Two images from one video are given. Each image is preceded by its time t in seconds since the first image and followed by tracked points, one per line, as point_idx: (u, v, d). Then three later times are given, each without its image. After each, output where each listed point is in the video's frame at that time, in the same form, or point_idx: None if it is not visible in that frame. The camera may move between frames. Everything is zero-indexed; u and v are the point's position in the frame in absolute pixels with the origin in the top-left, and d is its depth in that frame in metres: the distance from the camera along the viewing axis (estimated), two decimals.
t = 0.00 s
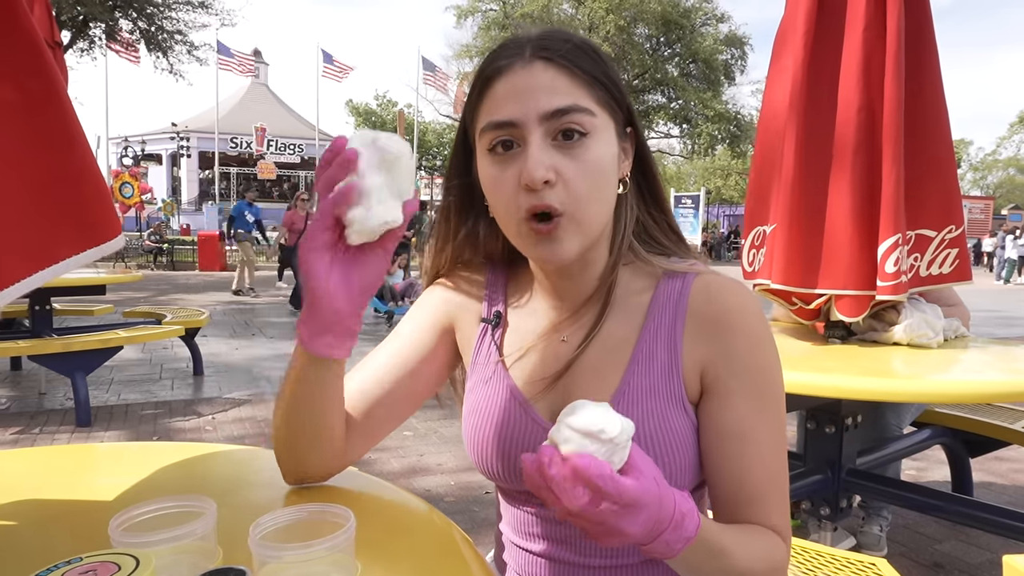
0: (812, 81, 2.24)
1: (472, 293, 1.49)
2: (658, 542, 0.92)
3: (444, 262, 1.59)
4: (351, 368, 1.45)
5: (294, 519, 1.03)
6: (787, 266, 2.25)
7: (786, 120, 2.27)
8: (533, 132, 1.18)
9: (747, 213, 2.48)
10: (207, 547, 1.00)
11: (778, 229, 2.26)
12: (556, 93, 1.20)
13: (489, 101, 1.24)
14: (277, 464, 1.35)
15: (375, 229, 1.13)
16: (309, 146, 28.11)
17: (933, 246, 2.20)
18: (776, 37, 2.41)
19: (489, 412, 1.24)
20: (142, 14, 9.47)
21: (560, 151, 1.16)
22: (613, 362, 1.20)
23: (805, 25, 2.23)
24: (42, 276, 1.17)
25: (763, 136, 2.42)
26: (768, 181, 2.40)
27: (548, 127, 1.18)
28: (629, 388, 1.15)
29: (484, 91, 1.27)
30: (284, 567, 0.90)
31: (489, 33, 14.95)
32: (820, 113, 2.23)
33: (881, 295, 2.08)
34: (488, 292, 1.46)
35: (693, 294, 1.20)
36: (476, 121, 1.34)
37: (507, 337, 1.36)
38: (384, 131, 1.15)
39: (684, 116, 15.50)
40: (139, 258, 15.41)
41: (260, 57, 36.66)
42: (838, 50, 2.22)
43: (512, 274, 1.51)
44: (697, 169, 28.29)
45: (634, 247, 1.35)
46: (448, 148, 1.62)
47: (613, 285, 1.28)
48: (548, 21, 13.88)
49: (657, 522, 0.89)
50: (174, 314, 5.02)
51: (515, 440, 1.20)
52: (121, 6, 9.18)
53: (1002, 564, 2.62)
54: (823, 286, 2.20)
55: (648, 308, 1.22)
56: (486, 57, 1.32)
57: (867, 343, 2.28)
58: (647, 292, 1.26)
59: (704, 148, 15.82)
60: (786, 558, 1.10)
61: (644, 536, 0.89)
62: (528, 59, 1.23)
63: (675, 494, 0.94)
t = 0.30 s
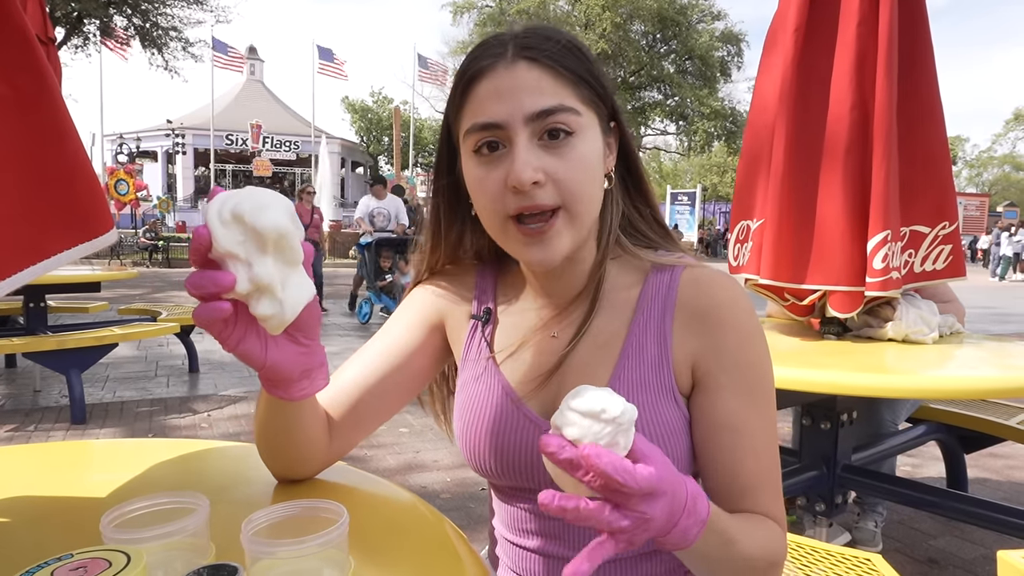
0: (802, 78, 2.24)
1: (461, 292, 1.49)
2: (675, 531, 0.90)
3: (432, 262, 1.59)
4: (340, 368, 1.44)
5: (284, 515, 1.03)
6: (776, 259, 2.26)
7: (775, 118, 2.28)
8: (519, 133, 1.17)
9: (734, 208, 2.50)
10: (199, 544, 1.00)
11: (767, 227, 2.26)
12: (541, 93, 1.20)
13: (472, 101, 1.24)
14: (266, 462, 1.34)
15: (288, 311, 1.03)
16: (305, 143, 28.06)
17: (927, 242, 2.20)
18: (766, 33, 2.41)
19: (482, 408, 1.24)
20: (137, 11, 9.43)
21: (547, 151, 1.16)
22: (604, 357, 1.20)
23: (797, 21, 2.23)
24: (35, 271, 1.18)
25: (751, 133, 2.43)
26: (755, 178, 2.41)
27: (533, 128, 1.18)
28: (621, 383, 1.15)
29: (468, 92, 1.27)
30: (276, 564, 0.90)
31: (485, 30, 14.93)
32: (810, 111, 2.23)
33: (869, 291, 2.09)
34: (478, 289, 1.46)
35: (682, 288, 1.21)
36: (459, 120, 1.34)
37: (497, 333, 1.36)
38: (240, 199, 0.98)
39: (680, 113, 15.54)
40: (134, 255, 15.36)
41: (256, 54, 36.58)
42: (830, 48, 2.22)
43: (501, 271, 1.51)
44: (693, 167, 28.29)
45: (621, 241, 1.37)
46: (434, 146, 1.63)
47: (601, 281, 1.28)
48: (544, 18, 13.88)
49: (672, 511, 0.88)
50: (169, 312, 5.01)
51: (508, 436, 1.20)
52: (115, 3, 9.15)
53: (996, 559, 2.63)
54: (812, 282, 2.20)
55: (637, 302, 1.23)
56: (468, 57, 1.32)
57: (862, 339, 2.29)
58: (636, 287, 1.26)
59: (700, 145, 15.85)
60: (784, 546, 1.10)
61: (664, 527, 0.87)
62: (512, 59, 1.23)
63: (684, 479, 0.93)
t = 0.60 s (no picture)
0: (804, 76, 2.24)
1: (461, 291, 1.49)
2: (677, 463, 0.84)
3: (432, 261, 1.59)
4: (340, 366, 1.44)
5: (283, 514, 1.03)
6: (776, 258, 2.25)
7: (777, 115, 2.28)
8: (524, 127, 1.17)
9: (730, 206, 2.50)
10: (199, 541, 1.00)
11: (767, 225, 2.26)
12: (546, 88, 1.19)
13: (476, 96, 1.24)
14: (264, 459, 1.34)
15: (287, 307, 1.03)
16: (305, 140, 28.03)
17: (926, 241, 2.20)
18: (765, 32, 2.41)
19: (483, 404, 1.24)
20: (136, 7, 9.42)
21: (552, 146, 1.16)
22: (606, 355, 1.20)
23: (799, 19, 2.22)
24: (34, 267, 1.18)
25: (750, 130, 2.41)
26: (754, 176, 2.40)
27: (537, 123, 1.18)
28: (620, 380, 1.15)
29: (472, 87, 1.27)
30: (276, 562, 0.90)
31: (485, 28, 14.91)
32: (811, 109, 2.23)
33: (872, 289, 2.08)
34: (478, 287, 1.46)
35: (683, 286, 1.21)
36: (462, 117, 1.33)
37: (498, 330, 1.36)
38: (236, 196, 0.98)
39: (680, 112, 15.54)
40: (134, 252, 15.36)
41: (256, 52, 36.55)
42: (831, 47, 2.22)
43: (501, 268, 1.51)
44: (693, 165, 28.26)
45: (624, 238, 1.36)
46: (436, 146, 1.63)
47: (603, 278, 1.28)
48: (544, 16, 13.85)
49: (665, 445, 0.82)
50: (168, 309, 5.00)
51: (509, 433, 1.20)
52: None
53: (996, 558, 2.63)
54: (813, 280, 2.20)
55: (639, 300, 1.23)
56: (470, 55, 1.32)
57: (862, 338, 2.29)
58: (638, 284, 1.26)
59: (700, 143, 15.84)
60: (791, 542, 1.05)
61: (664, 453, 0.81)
62: (516, 55, 1.23)
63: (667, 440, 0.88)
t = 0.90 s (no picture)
0: (807, 73, 2.24)
1: (463, 285, 1.49)
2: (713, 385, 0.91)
3: (433, 256, 1.59)
4: (338, 364, 1.44)
5: (281, 511, 1.03)
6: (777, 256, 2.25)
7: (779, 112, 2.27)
8: (534, 114, 1.18)
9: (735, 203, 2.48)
10: (196, 539, 1.00)
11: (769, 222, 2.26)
12: (557, 77, 1.20)
13: (488, 84, 1.25)
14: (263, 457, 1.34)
15: (286, 295, 1.03)
16: (303, 138, 28.00)
17: (924, 240, 2.20)
18: (768, 28, 2.40)
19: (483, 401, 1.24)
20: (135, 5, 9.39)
21: (561, 134, 1.16)
22: (608, 351, 1.20)
23: (798, 17, 2.22)
24: (31, 264, 1.17)
25: (751, 125, 2.39)
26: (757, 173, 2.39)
27: (548, 110, 1.18)
28: (618, 375, 1.15)
29: (484, 76, 1.28)
30: (274, 559, 0.90)
31: (484, 26, 14.89)
32: (812, 106, 2.23)
33: (880, 289, 2.08)
34: (478, 283, 1.46)
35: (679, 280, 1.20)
36: (473, 107, 1.34)
37: (497, 327, 1.36)
38: (224, 189, 0.97)
39: (679, 110, 15.41)
40: (132, 250, 15.36)
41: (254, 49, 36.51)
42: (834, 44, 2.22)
43: (502, 263, 1.52)
44: (692, 164, 28.24)
45: (627, 239, 1.37)
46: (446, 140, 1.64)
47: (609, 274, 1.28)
48: (543, 15, 13.83)
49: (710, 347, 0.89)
50: (167, 306, 5.00)
51: (508, 431, 1.19)
52: None
53: (993, 557, 2.64)
54: (814, 279, 2.21)
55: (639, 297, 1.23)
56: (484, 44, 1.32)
57: (860, 337, 2.30)
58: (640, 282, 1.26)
59: (699, 142, 15.82)
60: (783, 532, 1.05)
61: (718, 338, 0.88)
62: (530, 44, 1.23)
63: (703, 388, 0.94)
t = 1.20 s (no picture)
0: (803, 81, 2.24)
1: (462, 294, 1.49)
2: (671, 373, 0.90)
3: (431, 264, 1.59)
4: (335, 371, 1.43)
5: (279, 519, 1.03)
6: (774, 264, 2.26)
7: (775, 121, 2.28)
8: (522, 135, 1.18)
9: (734, 209, 2.50)
10: (195, 547, 0.99)
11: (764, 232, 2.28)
12: (547, 97, 1.19)
13: (480, 100, 1.25)
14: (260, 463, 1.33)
15: (283, 370, 0.98)
16: (300, 140, 27.98)
17: (920, 245, 2.20)
18: (767, 33, 2.40)
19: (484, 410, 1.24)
20: (133, 7, 9.39)
21: (550, 152, 1.16)
22: (608, 359, 1.19)
23: (794, 26, 2.24)
24: (29, 270, 1.16)
25: (751, 134, 2.44)
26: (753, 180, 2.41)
27: (537, 130, 1.18)
28: (618, 383, 1.14)
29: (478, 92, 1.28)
30: (272, 567, 0.90)
31: (481, 29, 14.90)
32: (807, 115, 2.24)
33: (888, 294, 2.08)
34: (478, 292, 1.46)
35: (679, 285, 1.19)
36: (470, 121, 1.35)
37: (498, 336, 1.36)
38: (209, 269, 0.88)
39: (675, 114, 15.44)
40: (128, 252, 15.31)
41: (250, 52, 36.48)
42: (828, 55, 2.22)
43: (501, 272, 1.52)
44: (688, 168, 28.30)
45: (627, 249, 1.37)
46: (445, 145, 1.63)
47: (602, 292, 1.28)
48: (540, 19, 13.87)
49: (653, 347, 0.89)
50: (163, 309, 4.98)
51: (509, 441, 1.19)
52: None
53: (989, 562, 2.64)
54: (810, 284, 2.21)
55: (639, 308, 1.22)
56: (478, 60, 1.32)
57: (856, 342, 2.31)
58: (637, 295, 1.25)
59: (695, 146, 15.87)
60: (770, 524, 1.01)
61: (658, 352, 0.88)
62: (521, 62, 1.23)
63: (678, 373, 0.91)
